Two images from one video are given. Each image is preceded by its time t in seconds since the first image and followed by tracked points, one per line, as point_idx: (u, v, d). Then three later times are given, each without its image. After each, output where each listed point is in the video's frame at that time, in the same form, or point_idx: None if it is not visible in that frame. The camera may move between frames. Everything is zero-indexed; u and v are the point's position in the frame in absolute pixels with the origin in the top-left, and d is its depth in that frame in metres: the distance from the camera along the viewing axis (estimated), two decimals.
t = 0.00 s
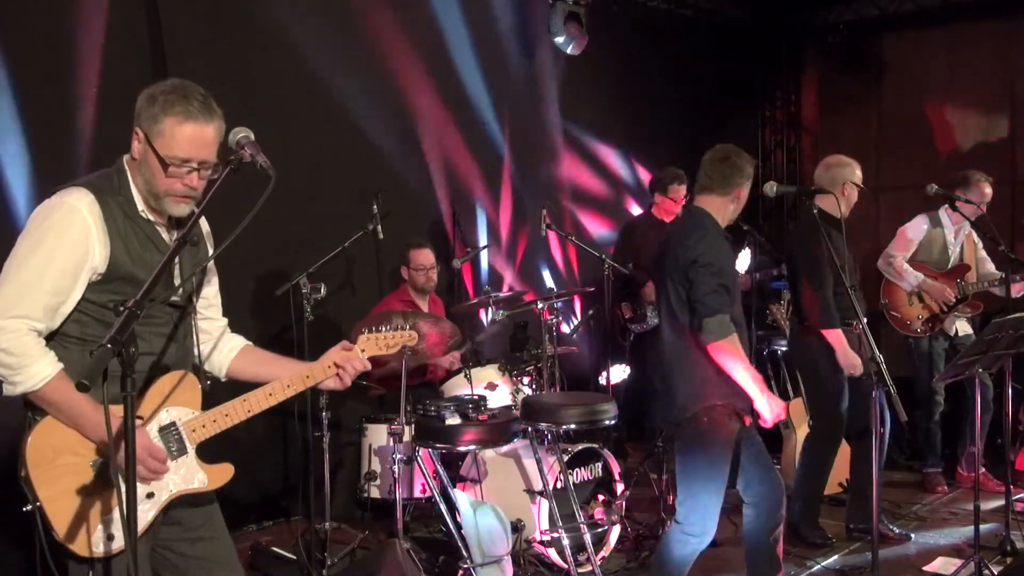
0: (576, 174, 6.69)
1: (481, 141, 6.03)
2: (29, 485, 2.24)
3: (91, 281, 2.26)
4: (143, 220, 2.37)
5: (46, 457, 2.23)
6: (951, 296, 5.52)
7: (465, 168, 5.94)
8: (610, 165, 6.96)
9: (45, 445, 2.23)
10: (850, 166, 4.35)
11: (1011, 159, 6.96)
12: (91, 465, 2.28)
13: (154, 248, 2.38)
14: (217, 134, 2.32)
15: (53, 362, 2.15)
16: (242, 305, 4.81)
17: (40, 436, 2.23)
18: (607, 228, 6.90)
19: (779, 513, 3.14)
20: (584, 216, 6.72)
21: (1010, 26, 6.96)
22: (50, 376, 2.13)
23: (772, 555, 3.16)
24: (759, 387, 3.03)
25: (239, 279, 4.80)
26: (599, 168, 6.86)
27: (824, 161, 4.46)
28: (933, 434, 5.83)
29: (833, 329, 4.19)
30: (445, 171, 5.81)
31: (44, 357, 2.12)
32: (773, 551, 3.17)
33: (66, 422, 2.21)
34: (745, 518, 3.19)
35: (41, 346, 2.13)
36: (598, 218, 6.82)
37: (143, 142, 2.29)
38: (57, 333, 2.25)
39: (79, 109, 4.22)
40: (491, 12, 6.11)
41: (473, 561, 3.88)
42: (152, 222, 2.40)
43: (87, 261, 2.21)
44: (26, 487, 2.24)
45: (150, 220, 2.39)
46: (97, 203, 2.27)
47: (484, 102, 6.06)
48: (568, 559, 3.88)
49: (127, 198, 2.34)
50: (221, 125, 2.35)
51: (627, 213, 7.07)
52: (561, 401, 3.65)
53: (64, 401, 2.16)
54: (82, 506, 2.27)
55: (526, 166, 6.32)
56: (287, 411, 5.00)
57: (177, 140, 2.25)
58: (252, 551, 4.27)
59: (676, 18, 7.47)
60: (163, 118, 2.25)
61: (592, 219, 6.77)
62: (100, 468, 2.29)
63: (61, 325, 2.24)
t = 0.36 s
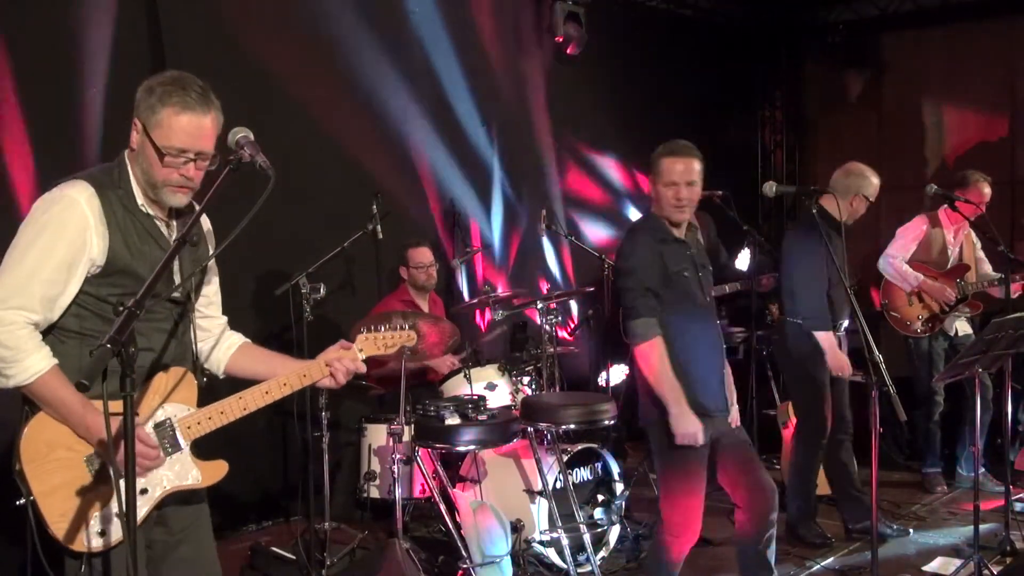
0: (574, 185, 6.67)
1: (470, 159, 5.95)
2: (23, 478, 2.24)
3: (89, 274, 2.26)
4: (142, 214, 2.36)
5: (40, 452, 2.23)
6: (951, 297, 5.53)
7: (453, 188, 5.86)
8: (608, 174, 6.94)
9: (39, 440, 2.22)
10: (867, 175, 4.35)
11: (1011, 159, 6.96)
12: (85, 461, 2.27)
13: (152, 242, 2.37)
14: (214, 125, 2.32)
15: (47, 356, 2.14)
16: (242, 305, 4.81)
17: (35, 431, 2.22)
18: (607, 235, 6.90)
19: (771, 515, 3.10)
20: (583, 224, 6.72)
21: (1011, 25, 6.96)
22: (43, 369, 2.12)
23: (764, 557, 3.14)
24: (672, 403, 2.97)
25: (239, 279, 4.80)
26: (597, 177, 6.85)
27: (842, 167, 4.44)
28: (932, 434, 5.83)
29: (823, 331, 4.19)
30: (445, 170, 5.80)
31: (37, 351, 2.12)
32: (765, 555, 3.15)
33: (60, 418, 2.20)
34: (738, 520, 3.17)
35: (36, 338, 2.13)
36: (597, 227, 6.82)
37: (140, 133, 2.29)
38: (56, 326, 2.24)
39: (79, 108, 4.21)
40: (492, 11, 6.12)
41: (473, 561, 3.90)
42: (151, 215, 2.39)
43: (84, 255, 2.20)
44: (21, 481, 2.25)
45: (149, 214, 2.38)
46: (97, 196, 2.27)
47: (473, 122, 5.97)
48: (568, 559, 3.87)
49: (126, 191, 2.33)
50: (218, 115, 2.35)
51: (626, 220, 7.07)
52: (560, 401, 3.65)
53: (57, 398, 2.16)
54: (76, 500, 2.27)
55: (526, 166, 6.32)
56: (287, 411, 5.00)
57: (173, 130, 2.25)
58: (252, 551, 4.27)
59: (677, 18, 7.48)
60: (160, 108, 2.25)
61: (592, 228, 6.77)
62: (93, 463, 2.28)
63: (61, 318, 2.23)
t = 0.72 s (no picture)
0: (577, 193, 6.68)
1: (462, 179, 5.90)
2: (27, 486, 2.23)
3: (78, 287, 2.25)
4: (128, 225, 2.35)
5: (44, 458, 2.23)
6: (951, 297, 5.53)
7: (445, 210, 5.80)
8: (612, 184, 6.97)
9: (43, 447, 2.23)
10: (844, 167, 4.36)
11: (1011, 159, 6.96)
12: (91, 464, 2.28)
13: (138, 251, 2.36)
14: (196, 138, 2.31)
15: (41, 366, 2.14)
16: (242, 306, 4.80)
17: (40, 435, 2.23)
18: (607, 239, 6.90)
19: (773, 514, 3.12)
20: (582, 230, 6.72)
21: (1011, 25, 6.96)
22: (37, 381, 2.12)
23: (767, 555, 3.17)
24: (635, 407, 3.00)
25: (239, 280, 4.80)
26: (600, 186, 6.86)
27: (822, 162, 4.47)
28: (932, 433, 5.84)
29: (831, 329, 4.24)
30: (445, 171, 5.80)
31: (31, 363, 2.12)
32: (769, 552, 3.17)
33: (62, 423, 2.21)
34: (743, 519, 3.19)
35: (28, 352, 2.14)
36: (596, 232, 6.82)
37: (123, 144, 2.30)
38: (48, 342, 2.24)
39: (79, 111, 4.20)
40: (492, 11, 6.11)
41: (473, 561, 3.89)
42: (137, 226, 2.38)
43: (71, 269, 2.20)
44: (25, 491, 2.24)
45: (135, 224, 2.38)
46: (78, 209, 2.26)
47: (472, 123, 5.97)
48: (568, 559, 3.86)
49: (109, 203, 2.33)
50: (201, 127, 2.34)
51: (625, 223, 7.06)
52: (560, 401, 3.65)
53: (57, 405, 2.15)
54: (83, 507, 2.27)
55: (526, 167, 6.32)
56: (287, 412, 5.01)
57: (153, 144, 2.24)
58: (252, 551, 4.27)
59: (677, 18, 7.47)
60: (140, 121, 2.24)
61: (591, 234, 6.77)
62: (99, 468, 2.29)
63: (54, 332, 2.24)
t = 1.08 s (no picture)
0: (579, 199, 6.69)
1: (458, 191, 5.87)
2: (26, 480, 2.24)
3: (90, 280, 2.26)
4: (142, 219, 2.37)
5: (45, 454, 2.23)
6: (950, 296, 5.53)
7: (442, 219, 5.79)
8: (613, 190, 6.97)
9: (43, 443, 2.23)
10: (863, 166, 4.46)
11: (1011, 159, 6.96)
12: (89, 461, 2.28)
13: (150, 249, 2.38)
14: (218, 124, 2.37)
15: (56, 360, 2.14)
16: (242, 305, 4.81)
17: (40, 431, 2.23)
18: (608, 245, 6.87)
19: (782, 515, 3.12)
20: (583, 233, 6.70)
21: (1011, 25, 6.96)
22: (50, 374, 2.12)
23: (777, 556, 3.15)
24: (672, 396, 3.02)
25: (239, 280, 4.80)
26: (601, 191, 6.86)
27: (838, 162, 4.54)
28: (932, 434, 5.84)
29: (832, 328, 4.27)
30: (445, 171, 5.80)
31: (47, 355, 2.12)
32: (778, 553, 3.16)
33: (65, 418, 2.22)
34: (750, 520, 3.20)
35: (43, 343, 2.13)
36: (597, 236, 6.80)
37: (146, 138, 2.31)
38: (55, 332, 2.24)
39: (79, 110, 4.20)
40: (492, 12, 6.12)
41: (473, 561, 3.90)
42: (152, 223, 2.40)
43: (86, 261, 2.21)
44: (23, 484, 2.24)
45: (149, 221, 2.40)
46: (96, 203, 2.27)
47: (471, 123, 5.97)
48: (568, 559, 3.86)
49: (127, 196, 2.34)
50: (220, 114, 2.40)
51: (627, 230, 7.04)
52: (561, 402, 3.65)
53: (63, 399, 2.15)
54: (80, 504, 2.27)
55: (526, 167, 6.32)
56: (287, 411, 5.01)
57: (182, 131, 2.29)
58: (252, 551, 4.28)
59: (677, 18, 7.47)
60: (166, 110, 2.29)
61: (591, 237, 6.75)
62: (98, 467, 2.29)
63: (62, 324, 2.24)
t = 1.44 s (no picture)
0: (578, 204, 6.70)
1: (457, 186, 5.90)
2: (31, 488, 2.24)
3: (80, 281, 2.26)
4: (127, 217, 2.37)
5: (49, 460, 2.23)
6: (950, 296, 5.53)
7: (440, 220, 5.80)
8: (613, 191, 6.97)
9: (47, 448, 2.23)
10: (867, 165, 4.47)
11: (1011, 159, 6.96)
12: (93, 463, 2.28)
13: (140, 245, 2.38)
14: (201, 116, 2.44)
15: (51, 363, 2.15)
16: (242, 306, 4.81)
17: (44, 435, 2.23)
18: (608, 247, 6.88)
19: (774, 517, 3.14)
20: (583, 237, 6.71)
21: (1011, 24, 6.97)
22: (48, 376, 2.13)
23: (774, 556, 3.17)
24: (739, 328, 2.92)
25: (239, 281, 4.80)
26: (601, 194, 6.86)
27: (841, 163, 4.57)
28: (932, 433, 5.83)
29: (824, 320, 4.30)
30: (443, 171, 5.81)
31: (42, 358, 2.13)
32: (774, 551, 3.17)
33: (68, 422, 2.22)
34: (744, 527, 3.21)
35: (37, 348, 2.14)
36: (597, 238, 6.80)
37: (139, 137, 2.33)
38: (52, 336, 2.24)
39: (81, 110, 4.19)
40: (492, 11, 6.12)
41: (473, 561, 3.88)
42: (138, 220, 2.40)
43: (74, 261, 2.21)
44: (30, 491, 2.24)
45: (135, 217, 2.39)
46: (81, 202, 2.27)
47: (470, 123, 5.98)
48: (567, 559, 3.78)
49: (110, 195, 2.34)
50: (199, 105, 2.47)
51: (626, 232, 7.04)
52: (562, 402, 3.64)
53: (63, 401, 2.16)
54: (86, 505, 2.27)
55: (524, 166, 6.33)
56: (286, 411, 5.00)
57: (175, 122, 2.35)
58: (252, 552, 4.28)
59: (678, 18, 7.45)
60: (160, 104, 2.35)
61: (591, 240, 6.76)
62: (104, 467, 2.29)
63: (57, 327, 2.24)
